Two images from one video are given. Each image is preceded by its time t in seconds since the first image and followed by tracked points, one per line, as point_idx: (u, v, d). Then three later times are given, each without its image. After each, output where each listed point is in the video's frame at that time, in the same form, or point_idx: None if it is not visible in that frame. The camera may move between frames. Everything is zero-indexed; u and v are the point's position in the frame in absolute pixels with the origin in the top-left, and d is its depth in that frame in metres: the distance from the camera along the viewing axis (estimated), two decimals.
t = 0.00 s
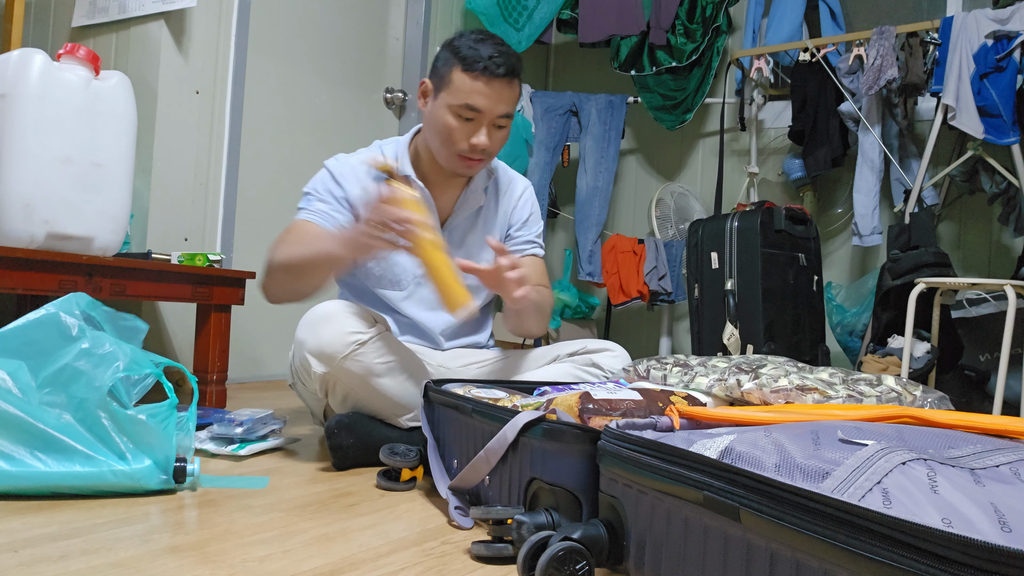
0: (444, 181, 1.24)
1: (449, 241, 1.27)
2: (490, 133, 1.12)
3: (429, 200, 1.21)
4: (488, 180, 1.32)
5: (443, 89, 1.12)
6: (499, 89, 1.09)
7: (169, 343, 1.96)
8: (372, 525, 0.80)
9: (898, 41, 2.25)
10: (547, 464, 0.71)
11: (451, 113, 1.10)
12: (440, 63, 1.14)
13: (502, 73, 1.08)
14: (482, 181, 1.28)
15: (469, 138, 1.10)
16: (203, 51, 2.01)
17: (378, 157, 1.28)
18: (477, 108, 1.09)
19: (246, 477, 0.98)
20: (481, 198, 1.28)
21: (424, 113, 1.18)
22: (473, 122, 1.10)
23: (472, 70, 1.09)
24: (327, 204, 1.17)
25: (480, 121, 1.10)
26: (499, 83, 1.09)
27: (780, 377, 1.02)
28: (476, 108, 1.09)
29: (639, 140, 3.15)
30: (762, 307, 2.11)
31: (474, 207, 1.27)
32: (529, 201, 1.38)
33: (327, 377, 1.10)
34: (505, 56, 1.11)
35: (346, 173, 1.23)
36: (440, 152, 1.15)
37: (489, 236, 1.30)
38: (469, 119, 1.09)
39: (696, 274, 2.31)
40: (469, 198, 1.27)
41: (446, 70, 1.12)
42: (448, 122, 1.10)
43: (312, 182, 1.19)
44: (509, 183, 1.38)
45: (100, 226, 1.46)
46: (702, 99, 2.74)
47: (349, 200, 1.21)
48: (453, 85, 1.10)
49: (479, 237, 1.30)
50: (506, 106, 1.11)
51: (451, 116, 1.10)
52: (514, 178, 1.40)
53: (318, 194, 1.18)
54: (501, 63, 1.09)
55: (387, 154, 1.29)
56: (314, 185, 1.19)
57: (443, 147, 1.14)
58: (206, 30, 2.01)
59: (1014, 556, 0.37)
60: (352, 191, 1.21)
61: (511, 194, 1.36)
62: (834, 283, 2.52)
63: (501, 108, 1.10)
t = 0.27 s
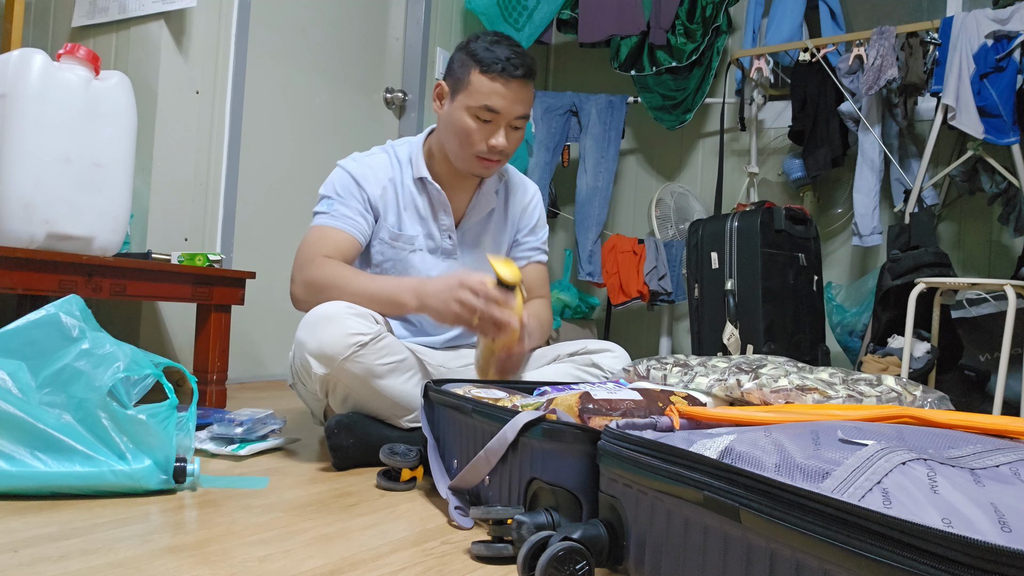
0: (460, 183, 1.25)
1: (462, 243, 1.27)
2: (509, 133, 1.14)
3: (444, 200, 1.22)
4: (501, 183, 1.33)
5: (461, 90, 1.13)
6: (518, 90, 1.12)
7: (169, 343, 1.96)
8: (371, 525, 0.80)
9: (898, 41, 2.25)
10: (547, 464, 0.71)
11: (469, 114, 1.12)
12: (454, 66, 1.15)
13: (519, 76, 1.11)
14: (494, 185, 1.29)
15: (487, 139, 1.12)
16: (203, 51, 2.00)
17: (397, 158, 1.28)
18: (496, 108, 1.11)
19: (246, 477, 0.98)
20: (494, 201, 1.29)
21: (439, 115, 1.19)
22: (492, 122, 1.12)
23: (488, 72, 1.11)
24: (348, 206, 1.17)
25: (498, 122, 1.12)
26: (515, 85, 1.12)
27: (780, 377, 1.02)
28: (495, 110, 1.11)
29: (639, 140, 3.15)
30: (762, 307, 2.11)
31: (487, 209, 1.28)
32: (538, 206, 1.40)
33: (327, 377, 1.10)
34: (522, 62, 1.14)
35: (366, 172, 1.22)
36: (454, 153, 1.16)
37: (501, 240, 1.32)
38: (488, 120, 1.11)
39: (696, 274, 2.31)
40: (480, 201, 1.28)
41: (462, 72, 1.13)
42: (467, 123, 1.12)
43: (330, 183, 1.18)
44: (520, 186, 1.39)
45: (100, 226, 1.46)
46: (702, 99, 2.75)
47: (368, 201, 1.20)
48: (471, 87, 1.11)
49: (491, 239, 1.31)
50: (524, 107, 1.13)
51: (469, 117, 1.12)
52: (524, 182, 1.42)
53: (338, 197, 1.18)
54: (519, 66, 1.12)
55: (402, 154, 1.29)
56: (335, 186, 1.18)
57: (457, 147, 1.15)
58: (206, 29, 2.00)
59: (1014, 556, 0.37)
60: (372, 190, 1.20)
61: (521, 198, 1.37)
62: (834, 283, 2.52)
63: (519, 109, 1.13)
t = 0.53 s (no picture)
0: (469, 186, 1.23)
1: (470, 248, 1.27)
2: (474, 133, 1.10)
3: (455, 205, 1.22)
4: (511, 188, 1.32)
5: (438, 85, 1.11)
6: (481, 89, 1.06)
7: (169, 343, 1.96)
8: (371, 525, 0.80)
9: (898, 41, 2.25)
10: (547, 464, 0.71)
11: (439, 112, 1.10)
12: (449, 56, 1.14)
13: (479, 74, 1.05)
14: (505, 190, 1.28)
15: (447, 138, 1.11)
16: (203, 51, 2.00)
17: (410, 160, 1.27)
18: (458, 108, 1.08)
19: (246, 477, 0.98)
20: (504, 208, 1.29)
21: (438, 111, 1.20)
22: (457, 121, 1.09)
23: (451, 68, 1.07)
24: (358, 210, 1.16)
25: (461, 120, 1.09)
26: (474, 83, 1.06)
27: (780, 377, 1.02)
28: (455, 108, 1.08)
29: (639, 140, 3.15)
30: (762, 307, 2.11)
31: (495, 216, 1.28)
32: (543, 212, 1.40)
33: (327, 377, 1.10)
34: (495, 56, 1.08)
35: (378, 174, 1.21)
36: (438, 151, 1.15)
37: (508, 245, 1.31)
38: (450, 117, 1.09)
39: (696, 274, 2.31)
40: (490, 208, 1.27)
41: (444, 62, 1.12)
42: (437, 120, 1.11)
43: (340, 187, 1.17)
44: (526, 191, 1.39)
45: (100, 226, 1.46)
46: (702, 99, 2.74)
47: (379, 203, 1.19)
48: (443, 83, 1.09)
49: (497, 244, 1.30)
50: (491, 106, 1.07)
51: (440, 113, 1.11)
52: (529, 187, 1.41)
53: (347, 200, 1.16)
54: (486, 61, 1.06)
55: (413, 155, 1.29)
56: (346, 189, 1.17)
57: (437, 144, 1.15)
58: (206, 29, 2.00)
59: (1014, 556, 0.37)
60: (382, 193, 1.19)
61: (528, 205, 1.37)
62: (834, 283, 2.52)
63: (483, 108, 1.07)
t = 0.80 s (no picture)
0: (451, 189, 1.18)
1: (454, 251, 1.23)
2: (440, 139, 1.02)
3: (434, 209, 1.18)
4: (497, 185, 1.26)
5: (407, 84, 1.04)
6: (444, 95, 0.98)
7: (169, 343, 1.96)
8: (371, 525, 0.80)
9: (898, 42, 2.25)
10: (547, 464, 0.71)
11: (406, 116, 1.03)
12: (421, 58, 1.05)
13: (445, 78, 0.97)
14: (490, 190, 1.22)
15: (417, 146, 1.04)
16: (203, 51, 2.00)
17: (388, 164, 1.23)
18: (423, 115, 1.00)
19: (246, 477, 0.98)
20: (489, 206, 1.22)
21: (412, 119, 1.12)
22: (422, 128, 1.02)
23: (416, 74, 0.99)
24: (325, 218, 1.15)
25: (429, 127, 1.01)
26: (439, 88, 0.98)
27: (780, 377, 1.02)
28: (422, 115, 1.00)
29: (639, 140, 3.15)
30: (762, 307, 2.11)
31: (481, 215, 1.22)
32: (536, 209, 1.34)
33: (327, 376, 1.10)
34: (461, 60, 0.99)
35: (350, 180, 1.19)
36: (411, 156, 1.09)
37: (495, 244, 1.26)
38: (419, 124, 1.01)
39: (696, 274, 2.31)
40: (476, 207, 1.21)
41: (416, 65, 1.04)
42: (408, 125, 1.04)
43: (311, 194, 1.17)
44: (518, 187, 1.33)
45: (100, 226, 1.46)
46: (702, 99, 2.75)
47: (348, 211, 1.18)
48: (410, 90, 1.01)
49: (484, 245, 1.25)
50: (456, 111, 0.99)
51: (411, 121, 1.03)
52: (523, 183, 1.35)
53: (321, 209, 1.16)
54: (449, 65, 0.98)
55: (394, 157, 1.25)
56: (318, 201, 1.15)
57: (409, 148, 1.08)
58: (206, 29, 2.01)
59: (1014, 556, 0.37)
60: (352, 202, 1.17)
61: (519, 202, 1.31)
62: (834, 283, 2.52)
63: (448, 114, 0.99)
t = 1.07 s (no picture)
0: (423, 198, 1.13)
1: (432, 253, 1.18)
2: (397, 165, 0.97)
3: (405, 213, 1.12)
4: (467, 178, 1.20)
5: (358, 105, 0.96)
6: (395, 127, 0.91)
7: (169, 343, 1.96)
8: (371, 525, 0.80)
9: (898, 42, 2.25)
10: (547, 464, 0.71)
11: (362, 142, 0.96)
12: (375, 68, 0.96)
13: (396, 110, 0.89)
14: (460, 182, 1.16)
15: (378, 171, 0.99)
16: (203, 51, 2.00)
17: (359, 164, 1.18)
18: (376, 144, 0.94)
19: (246, 477, 0.98)
20: (462, 199, 1.16)
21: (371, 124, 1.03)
22: (377, 154, 0.96)
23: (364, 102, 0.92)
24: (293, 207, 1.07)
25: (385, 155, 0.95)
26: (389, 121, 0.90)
27: (780, 377, 1.02)
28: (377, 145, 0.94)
29: (639, 140, 3.15)
30: (762, 307, 2.11)
31: (455, 211, 1.16)
32: (513, 191, 1.27)
33: (327, 378, 1.10)
34: (406, 86, 0.90)
35: (322, 178, 1.13)
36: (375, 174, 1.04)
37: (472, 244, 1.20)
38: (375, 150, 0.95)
39: (696, 274, 2.30)
40: (447, 202, 1.15)
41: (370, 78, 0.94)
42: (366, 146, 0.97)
43: (282, 183, 1.10)
44: (490, 173, 1.26)
45: (100, 226, 1.46)
46: (702, 99, 2.75)
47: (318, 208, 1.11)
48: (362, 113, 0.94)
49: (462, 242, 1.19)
50: (408, 139, 0.93)
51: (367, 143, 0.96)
52: (495, 168, 1.29)
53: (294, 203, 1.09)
54: (394, 95, 0.89)
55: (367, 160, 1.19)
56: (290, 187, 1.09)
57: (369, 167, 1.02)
58: (206, 29, 2.00)
59: (1014, 556, 0.37)
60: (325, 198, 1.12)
61: (492, 188, 1.24)
62: (834, 283, 2.52)
63: (401, 143, 0.93)
